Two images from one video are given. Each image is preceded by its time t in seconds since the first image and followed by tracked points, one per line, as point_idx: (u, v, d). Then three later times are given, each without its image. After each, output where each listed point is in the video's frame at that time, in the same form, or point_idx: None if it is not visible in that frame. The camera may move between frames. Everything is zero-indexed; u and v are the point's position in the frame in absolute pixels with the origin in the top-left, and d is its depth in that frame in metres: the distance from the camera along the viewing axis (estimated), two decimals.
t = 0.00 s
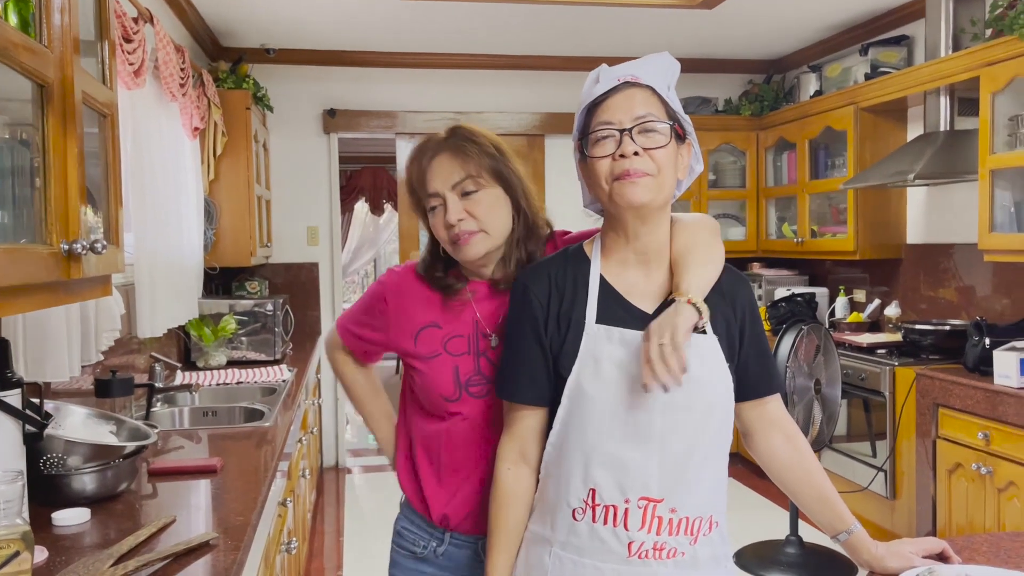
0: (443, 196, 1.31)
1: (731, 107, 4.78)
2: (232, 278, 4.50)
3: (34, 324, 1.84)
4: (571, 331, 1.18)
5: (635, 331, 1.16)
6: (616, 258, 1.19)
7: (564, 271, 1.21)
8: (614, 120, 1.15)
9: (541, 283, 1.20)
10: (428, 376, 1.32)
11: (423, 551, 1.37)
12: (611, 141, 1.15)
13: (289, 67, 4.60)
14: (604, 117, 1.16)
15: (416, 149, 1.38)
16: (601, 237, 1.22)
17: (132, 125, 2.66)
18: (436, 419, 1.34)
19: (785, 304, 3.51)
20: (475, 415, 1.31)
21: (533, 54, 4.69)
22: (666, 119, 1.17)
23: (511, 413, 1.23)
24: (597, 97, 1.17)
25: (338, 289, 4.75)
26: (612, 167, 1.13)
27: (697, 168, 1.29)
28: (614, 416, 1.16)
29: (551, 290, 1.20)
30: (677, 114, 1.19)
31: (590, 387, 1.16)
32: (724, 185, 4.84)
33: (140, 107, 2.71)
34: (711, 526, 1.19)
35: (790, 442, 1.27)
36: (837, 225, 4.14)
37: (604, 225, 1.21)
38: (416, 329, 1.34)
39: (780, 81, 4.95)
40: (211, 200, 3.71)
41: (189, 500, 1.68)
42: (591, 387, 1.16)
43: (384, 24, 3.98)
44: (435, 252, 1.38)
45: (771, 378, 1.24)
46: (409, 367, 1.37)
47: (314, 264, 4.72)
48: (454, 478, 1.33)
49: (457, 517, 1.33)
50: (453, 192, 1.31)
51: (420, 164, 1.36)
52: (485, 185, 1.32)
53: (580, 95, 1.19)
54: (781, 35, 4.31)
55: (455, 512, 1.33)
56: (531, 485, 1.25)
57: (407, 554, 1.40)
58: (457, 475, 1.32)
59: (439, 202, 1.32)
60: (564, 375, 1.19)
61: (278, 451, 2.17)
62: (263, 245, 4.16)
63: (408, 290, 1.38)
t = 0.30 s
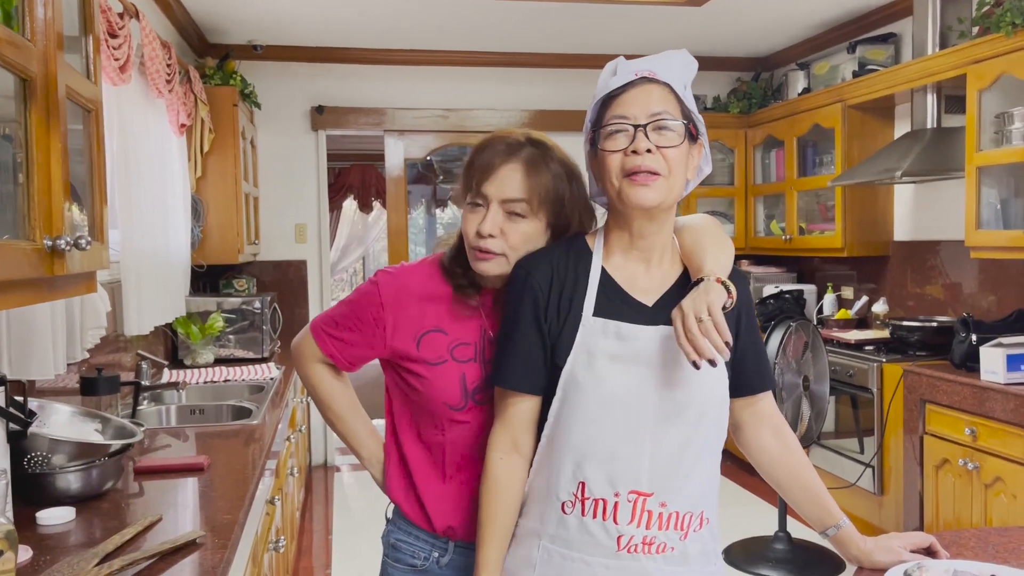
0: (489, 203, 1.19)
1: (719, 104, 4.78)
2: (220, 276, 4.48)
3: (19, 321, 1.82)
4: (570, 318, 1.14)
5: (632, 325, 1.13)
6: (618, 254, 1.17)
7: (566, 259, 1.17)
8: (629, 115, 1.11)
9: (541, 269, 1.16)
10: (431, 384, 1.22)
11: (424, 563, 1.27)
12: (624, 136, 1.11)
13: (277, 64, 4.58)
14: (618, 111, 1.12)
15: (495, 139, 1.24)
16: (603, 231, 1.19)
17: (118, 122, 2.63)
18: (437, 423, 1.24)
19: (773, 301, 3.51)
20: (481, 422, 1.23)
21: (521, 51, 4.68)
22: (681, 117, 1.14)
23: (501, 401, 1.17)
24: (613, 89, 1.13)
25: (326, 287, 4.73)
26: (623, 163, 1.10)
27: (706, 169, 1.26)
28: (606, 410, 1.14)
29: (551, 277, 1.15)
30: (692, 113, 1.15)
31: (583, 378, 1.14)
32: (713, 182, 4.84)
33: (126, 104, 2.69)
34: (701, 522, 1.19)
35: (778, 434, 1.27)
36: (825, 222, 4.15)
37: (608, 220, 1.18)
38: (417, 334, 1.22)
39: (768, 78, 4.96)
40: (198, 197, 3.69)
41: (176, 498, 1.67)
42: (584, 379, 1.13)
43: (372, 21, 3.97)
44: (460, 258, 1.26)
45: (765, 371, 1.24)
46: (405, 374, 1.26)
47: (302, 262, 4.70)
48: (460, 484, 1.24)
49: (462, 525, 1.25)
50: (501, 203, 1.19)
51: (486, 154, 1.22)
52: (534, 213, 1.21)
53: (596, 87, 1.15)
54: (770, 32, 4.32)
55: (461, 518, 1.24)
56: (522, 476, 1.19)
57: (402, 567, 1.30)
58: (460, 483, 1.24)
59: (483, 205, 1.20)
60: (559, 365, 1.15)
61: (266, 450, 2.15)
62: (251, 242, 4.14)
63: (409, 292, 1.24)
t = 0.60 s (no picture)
0: (493, 184, 1.18)
1: (704, 100, 4.79)
2: (201, 272, 4.45)
3: None
4: (565, 306, 1.09)
5: (627, 313, 1.09)
6: (608, 243, 1.13)
7: (557, 249, 1.12)
8: (622, 102, 1.09)
9: (533, 257, 1.10)
10: (410, 384, 1.20)
11: (400, 570, 1.22)
12: (617, 123, 1.08)
13: (259, 59, 4.55)
14: (611, 98, 1.10)
15: (496, 125, 1.23)
16: (591, 220, 1.16)
17: (96, 115, 2.60)
18: (414, 425, 1.21)
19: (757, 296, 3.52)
20: (461, 422, 1.20)
21: (506, 46, 4.67)
22: (673, 107, 1.12)
23: (495, 392, 1.09)
24: (606, 77, 1.11)
25: (310, 283, 4.71)
26: (616, 150, 1.07)
27: (693, 164, 1.25)
28: (606, 400, 1.08)
29: (544, 265, 1.10)
30: (683, 103, 1.13)
31: (581, 368, 1.08)
32: (697, 178, 4.85)
33: (105, 95, 2.66)
34: (695, 508, 1.16)
35: (763, 424, 1.27)
36: (808, 218, 4.16)
37: (596, 209, 1.15)
38: (396, 333, 1.21)
39: (752, 74, 4.97)
40: (179, 191, 3.66)
41: (156, 494, 1.65)
42: (582, 369, 1.08)
43: (356, 14, 3.94)
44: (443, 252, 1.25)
45: (750, 361, 1.24)
46: (382, 375, 1.23)
47: (285, 257, 4.67)
48: (440, 488, 1.21)
49: (444, 529, 1.21)
50: (506, 186, 1.18)
51: (491, 136, 1.21)
52: (534, 200, 1.20)
53: (588, 74, 1.13)
54: (754, 28, 4.32)
55: (445, 521, 1.21)
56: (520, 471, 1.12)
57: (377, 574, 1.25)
58: (442, 485, 1.21)
59: (485, 185, 1.18)
60: (554, 355, 1.10)
61: (248, 447, 2.14)
62: (233, 238, 4.11)
63: (387, 290, 1.23)
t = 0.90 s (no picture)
0: (491, 180, 1.17)
1: (694, 98, 4.79)
2: (189, 270, 4.42)
3: None
4: (562, 305, 1.09)
5: (625, 311, 1.09)
6: (602, 239, 1.12)
7: (551, 247, 1.11)
8: (617, 98, 1.08)
9: (530, 255, 1.09)
10: (392, 383, 1.19)
11: (380, 570, 1.22)
12: (612, 119, 1.08)
13: (248, 56, 4.52)
14: (606, 94, 1.09)
15: (505, 122, 1.22)
16: (584, 216, 1.15)
17: (83, 112, 2.58)
18: (397, 425, 1.20)
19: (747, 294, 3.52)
20: (444, 421, 1.19)
21: (495, 43, 4.66)
22: (667, 104, 1.11)
23: (492, 392, 1.08)
24: (600, 72, 1.10)
25: (299, 282, 4.68)
26: (610, 147, 1.07)
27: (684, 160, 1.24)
28: (605, 398, 1.07)
29: (540, 263, 1.09)
30: (677, 99, 1.13)
31: (579, 366, 1.07)
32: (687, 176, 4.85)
33: (92, 92, 2.63)
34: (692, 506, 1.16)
35: (754, 424, 1.26)
36: (798, 216, 4.16)
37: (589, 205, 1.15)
38: (379, 330, 1.20)
39: (742, 72, 4.97)
40: (166, 189, 3.63)
41: (144, 495, 1.63)
42: (581, 367, 1.07)
43: (345, 11, 3.92)
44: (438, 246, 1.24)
45: (740, 359, 1.23)
46: (366, 373, 1.22)
47: (274, 256, 4.64)
48: (421, 489, 1.20)
49: (422, 529, 1.19)
50: (504, 183, 1.17)
51: (497, 132, 1.20)
52: (531, 202, 1.19)
53: (580, 70, 1.11)
54: (744, 26, 4.33)
55: (426, 523, 1.19)
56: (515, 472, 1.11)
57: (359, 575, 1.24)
58: (424, 487, 1.19)
59: (483, 179, 1.17)
60: (552, 354, 1.08)
61: (236, 446, 2.12)
62: (221, 236, 4.08)
63: (372, 287, 1.22)
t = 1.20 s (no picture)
0: (481, 178, 1.16)
1: (684, 95, 4.80)
2: (179, 269, 4.40)
3: None
4: (552, 306, 1.08)
5: (617, 312, 1.08)
6: (594, 238, 1.12)
7: (541, 245, 1.11)
8: (612, 93, 1.08)
9: (519, 254, 1.09)
10: (380, 381, 1.18)
11: (365, 568, 1.22)
12: (607, 114, 1.07)
13: (238, 53, 4.50)
14: (600, 89, 1.08)
15: (499, 121, 1.22)
16: (577, 215, 1.15)
17: (71, 109, 2.56)
18: (384, 424, 1.19)
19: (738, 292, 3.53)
20: (429, 420, 1.18)
21: (486, 41, 4.65)
22: (662, 100, 1.11)
23: (480, 393, 1.08)
24: (595, 68, 1.10)
25: (289, 280, 4.67)
26: (604, 141, 1.06)
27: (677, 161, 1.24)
28: (596, 399, 1.07)
29: (530, 262, 1.09)
30: (671, 97, 1.13)
31: (569, 366, 1.07)
32: (678, 174, 4.86)
33: (80, 89, 2.62)
34: (683, 507, 1.15)
35: (745, 423, 1.26)
36: (789, 213, 4.17)
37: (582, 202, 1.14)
38: (369, 328, 1.19)
39: (733, 70, 4.98)
40: (156, 187, 3.61)
41: (134, 494, 1.62)
42: (571, 367, 1.07)
43: (335, 8, 3.91)
44: (432, 245, 1.24)
45: (730, 357, 1.22)
46: (356, 370, 1.22)
47: (265, 254, 4.63)
48: (407, 488, 1.19)
49: (407, 528, 1.19)
50: (495, 183, 1.16)
51: (490, 132, 1.20)
52: (521, 203, 1.18)
53: (575, 65, 1.11)
54: (734, 24, 4.33)
55: (411, 522, 1.19)
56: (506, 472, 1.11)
57: (343, 571, 1.24)
58: (411, 485, 1.19)
59: (474, 178, 1.17)
60: (541, 354, 1.08)
61: (228, 445, 2.11)
62: (211, 234, 4.06)
63: (363, 283, 1.21)
